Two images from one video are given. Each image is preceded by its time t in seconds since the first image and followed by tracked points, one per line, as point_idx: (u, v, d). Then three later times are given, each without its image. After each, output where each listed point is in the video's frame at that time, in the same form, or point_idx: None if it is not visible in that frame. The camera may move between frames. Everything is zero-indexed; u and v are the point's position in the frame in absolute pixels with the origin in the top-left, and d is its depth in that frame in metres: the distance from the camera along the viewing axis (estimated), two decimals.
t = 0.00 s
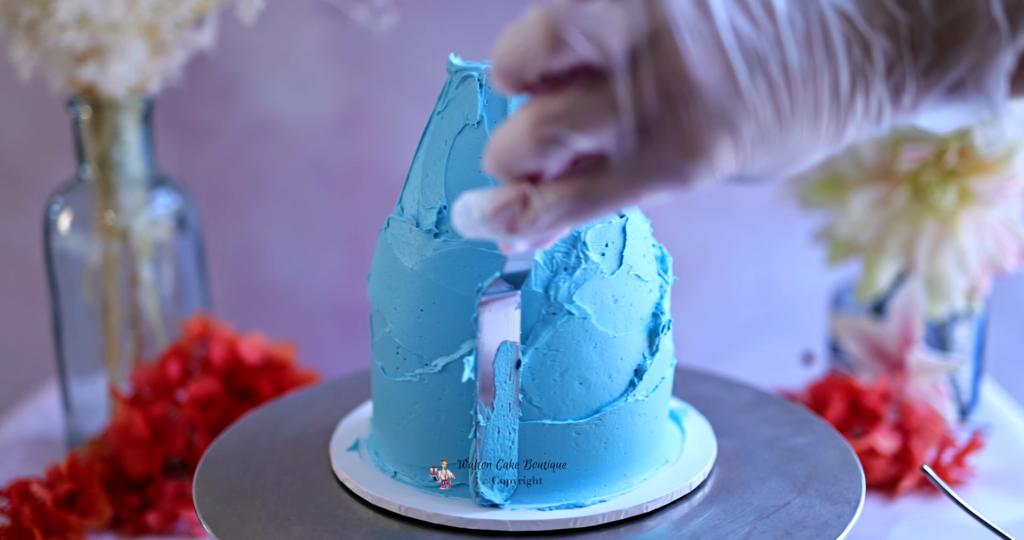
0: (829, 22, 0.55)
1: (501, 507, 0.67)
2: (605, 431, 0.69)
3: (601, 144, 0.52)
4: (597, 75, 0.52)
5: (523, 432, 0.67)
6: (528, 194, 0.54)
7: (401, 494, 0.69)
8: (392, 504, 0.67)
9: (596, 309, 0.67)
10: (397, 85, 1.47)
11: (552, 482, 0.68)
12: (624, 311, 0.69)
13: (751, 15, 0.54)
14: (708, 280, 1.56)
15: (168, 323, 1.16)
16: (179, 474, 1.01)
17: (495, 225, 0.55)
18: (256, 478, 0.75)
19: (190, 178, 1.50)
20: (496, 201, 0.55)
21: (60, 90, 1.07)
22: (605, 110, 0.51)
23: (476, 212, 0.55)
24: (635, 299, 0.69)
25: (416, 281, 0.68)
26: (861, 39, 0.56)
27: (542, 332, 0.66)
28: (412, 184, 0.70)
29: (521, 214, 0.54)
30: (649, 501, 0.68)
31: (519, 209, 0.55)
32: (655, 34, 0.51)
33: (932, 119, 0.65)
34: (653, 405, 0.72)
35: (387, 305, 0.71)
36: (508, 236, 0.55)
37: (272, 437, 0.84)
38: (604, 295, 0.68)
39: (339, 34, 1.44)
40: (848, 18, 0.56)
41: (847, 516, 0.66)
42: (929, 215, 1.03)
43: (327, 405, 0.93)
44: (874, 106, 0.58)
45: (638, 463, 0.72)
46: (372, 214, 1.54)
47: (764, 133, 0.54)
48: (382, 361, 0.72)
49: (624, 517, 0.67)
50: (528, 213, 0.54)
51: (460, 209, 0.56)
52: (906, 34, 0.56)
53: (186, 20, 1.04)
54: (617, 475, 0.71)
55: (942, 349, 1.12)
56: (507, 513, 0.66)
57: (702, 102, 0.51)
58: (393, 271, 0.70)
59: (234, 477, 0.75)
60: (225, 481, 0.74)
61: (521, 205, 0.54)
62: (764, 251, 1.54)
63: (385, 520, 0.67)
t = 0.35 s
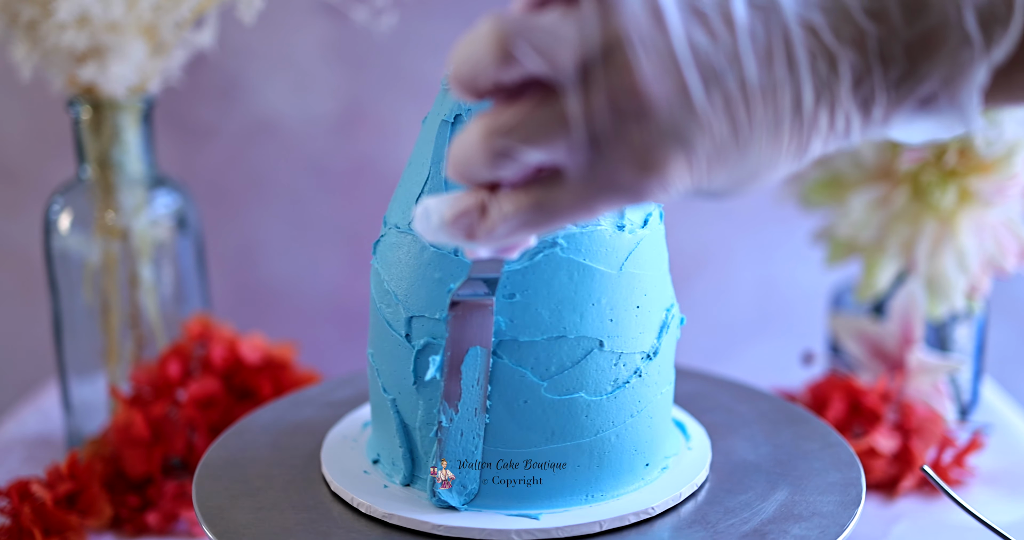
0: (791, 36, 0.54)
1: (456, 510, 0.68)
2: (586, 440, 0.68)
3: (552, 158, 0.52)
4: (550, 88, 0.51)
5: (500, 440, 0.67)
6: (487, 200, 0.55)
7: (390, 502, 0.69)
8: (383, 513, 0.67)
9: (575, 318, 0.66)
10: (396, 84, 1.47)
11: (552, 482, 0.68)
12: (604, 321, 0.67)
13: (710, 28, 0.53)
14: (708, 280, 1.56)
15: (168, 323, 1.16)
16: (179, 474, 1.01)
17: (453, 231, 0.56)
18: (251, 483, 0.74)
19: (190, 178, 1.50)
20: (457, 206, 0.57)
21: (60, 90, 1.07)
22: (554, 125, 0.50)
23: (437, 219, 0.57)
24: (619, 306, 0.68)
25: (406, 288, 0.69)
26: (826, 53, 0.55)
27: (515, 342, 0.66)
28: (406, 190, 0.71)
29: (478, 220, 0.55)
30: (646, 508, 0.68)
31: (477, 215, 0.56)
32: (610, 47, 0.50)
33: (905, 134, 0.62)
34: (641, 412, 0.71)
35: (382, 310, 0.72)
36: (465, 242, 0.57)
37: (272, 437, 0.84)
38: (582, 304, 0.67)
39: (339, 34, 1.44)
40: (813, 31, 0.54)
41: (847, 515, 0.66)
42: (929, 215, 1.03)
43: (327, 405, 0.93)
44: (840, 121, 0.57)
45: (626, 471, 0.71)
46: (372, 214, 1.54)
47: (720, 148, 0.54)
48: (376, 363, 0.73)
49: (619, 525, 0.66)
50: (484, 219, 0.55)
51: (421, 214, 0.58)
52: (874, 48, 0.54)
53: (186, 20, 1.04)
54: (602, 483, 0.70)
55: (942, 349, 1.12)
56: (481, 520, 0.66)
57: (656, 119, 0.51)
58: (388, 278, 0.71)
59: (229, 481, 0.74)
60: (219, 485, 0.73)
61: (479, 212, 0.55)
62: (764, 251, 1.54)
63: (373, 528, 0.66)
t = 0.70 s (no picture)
0: (770, 34, 0.53)
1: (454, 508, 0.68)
2: (585, 442, 0.68)
3: (527, 152, 0.52)
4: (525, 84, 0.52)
5: (497, 439, 0.67)
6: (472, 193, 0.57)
7: (396, 500, 0.69)
8: (387, 510, 0.67)
9: (567, 318, 0.66)
10: (395, 84, 1.47)
11: (552, 483, 0.68)
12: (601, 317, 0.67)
13: (685, 25, 0.53)
14: (708, 280, 1.56)
15: (168, 323, 1.16)
16: (179, 474, 1.01)
17: (439, 222, 0.58)
18: (258, 483, 0.74)
19: (189, 178, 1.50)
20: (442, 198, 0.58)
21: (60, 90, 1.07)
22: (529, 120, 0.51)
23: (423, 209, 0.58)
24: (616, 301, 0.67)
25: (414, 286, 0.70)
26: (806, 53, 0.54)
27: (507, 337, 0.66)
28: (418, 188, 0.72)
29: (463, 210, 0.57)
30: (654, 517, 0.66)
31: (462, 206, 0.57)
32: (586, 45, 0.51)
33: (893, 135, 0.62)
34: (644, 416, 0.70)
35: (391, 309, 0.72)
36: (451, 233, 0.58)
37: (274, 437, 0.84)
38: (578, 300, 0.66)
39: (339, 34, 1.44)
40: (793, 30, 0.54)
41: (848, 516, 0.66)
42: (929, 215, 1.03)
43: (328, 405, 0.93)
44: (821, 122, 0.57)
45: (628, 475, 0.71)
46: (372, 215, 1.54)
47: (691, 146, 0.54)
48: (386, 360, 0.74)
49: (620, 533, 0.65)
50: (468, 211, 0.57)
51: (408, 205, 0.59)
52: (855, 48, 0.54)
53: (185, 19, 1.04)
54: (603, 486, 0.70)
55: (942, 349, 1.12)
56: (473, 519, 0.66)
57: (628, 114, 0.52)
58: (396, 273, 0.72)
59: (235, 482, 0.74)
60: (226, 486, 0.73)
61: (464, 204, 0.57)
62: (764, 251, 1.54)
63: (378, 525, 0.67)
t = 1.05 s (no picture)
0: (759, 33, 0.54)
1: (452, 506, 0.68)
2: (584, 436, 0.68)
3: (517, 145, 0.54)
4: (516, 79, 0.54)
5: (497, 436, 0.67)
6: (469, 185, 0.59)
7: (403, 492, 0.70)
8: (394, 502, 0.68)
9: (566, 314, 0.66)
10: (395, 84, 1.47)
11: (552, 482, 0.68)
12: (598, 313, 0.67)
13: (674, 23, 0.54)
14: (708, 280, 1.56)
15: (168, 323, 1.16)
16: (179, 474, 1.01)
17: (437, 212, 0.59)
18: (262, 482, 0.74)
19: (190, 177, 1.50)
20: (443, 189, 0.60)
21: (60, 90, 1.07)
22: (518, 115, 0.53)
23: (423, 199, 0.60)
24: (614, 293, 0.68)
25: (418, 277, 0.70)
26: (795, 54, 0.54)
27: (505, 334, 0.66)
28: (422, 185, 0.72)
29: (460, 202, 0.59)
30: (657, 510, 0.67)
31: (459, 198, 0.59)
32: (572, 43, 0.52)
33: (891, 139, 0.62)
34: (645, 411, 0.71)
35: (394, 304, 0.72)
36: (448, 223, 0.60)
37: (274, 437, 0.84)
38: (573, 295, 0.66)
39: (339, 34, 1.44)
40: (784, 30, 0.54)
41: (846, 517, 0.66)
42: (929, 215, 1.03)
43: (328, 405, 0.93)
44: (810, 125, 0.57)
45: (631, 470, 0.71)
46: (372, 214, 1.54)
47: (676, 140, 0.54)
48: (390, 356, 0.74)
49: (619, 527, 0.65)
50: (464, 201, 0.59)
51: (412, 194, 0.61)
52: (845, 48, 0.54)
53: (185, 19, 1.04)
54: (602, 484, 0.70)
55: (942, 349, 1.12)
56: (475, 513, 0.66)
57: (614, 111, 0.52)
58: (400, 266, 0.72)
59: (238, 481, 0.74)
60: (230, 485, 0.73)
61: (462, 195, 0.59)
62: (764, 251, 1.54)
63: (385, 517, 0.67)
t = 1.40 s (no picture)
0: (761, 34, 0.53)
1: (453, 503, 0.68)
2: (586, 432, 0.68)
3: (517, 141, 0.54)
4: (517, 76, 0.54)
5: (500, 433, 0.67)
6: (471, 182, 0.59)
7: (400, 490, 0.70)
8: (393, 500, 0.68)
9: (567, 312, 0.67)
10: (395, 84, 1.47)
11: (552, 482, 0.68)
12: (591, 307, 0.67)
13: (678, 22, 0.54)
14: (708, 280, 1.56)
15: (168, 323, 1.16)
16: (179, 474, 1.01)
17: (440, 209, 0.59)
18: (259, 483, 0.74)
19: (190, 178, 1.50)
20: (444, 185, 0.60)
21: (60, 89, 1.07)
22: (519, 111, 0.53)
23: (425, 194, 0.60)
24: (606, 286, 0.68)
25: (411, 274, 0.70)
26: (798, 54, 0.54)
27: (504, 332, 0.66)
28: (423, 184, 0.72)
29: (461, 198, 0.59)
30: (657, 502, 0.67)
31: (461, 194, 0.59)
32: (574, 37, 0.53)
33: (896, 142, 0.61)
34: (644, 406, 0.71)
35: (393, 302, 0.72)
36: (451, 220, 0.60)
37: (275, 436, 0.84)
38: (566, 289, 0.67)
39: (339, 34, 1.44)
40: (785, 31, 0.54)
41: (847, 516, 0.66)
42: (929, 215, 1.03)
43: (329, 405, 0.93)
44: (812, 127, 0.56)
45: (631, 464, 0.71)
46: (372, 214, 1.54)
47: (676, 139, 0.54)
48: (381, 355, 0.74)
49: (620, 521, 0.66)
50: (466, 198, 0.58)
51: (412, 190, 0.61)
52: (849, 50, 0.54)
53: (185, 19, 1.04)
54: (601, 483, 0.70)
55: (942, 349, 1.12)
56: (477, 510, 0.66)
57: (615, 107, 0.53)
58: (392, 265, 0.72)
59: (237, 482, 0.74)
60: (227, 486, 0.73)
61: (463, 192, 0.59)
62: (764, 251, 1.54)
63: (385, 515, 0.67)
